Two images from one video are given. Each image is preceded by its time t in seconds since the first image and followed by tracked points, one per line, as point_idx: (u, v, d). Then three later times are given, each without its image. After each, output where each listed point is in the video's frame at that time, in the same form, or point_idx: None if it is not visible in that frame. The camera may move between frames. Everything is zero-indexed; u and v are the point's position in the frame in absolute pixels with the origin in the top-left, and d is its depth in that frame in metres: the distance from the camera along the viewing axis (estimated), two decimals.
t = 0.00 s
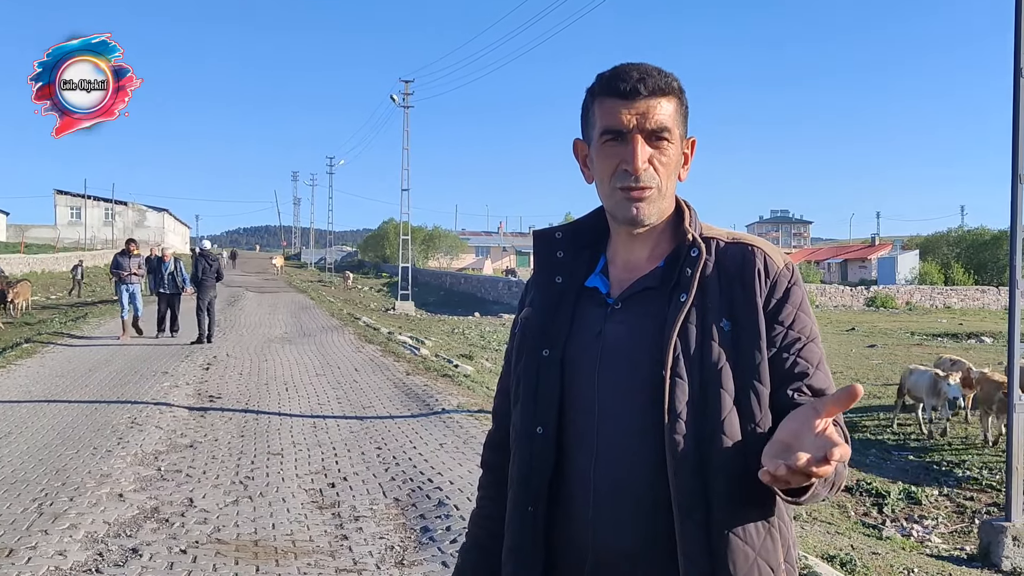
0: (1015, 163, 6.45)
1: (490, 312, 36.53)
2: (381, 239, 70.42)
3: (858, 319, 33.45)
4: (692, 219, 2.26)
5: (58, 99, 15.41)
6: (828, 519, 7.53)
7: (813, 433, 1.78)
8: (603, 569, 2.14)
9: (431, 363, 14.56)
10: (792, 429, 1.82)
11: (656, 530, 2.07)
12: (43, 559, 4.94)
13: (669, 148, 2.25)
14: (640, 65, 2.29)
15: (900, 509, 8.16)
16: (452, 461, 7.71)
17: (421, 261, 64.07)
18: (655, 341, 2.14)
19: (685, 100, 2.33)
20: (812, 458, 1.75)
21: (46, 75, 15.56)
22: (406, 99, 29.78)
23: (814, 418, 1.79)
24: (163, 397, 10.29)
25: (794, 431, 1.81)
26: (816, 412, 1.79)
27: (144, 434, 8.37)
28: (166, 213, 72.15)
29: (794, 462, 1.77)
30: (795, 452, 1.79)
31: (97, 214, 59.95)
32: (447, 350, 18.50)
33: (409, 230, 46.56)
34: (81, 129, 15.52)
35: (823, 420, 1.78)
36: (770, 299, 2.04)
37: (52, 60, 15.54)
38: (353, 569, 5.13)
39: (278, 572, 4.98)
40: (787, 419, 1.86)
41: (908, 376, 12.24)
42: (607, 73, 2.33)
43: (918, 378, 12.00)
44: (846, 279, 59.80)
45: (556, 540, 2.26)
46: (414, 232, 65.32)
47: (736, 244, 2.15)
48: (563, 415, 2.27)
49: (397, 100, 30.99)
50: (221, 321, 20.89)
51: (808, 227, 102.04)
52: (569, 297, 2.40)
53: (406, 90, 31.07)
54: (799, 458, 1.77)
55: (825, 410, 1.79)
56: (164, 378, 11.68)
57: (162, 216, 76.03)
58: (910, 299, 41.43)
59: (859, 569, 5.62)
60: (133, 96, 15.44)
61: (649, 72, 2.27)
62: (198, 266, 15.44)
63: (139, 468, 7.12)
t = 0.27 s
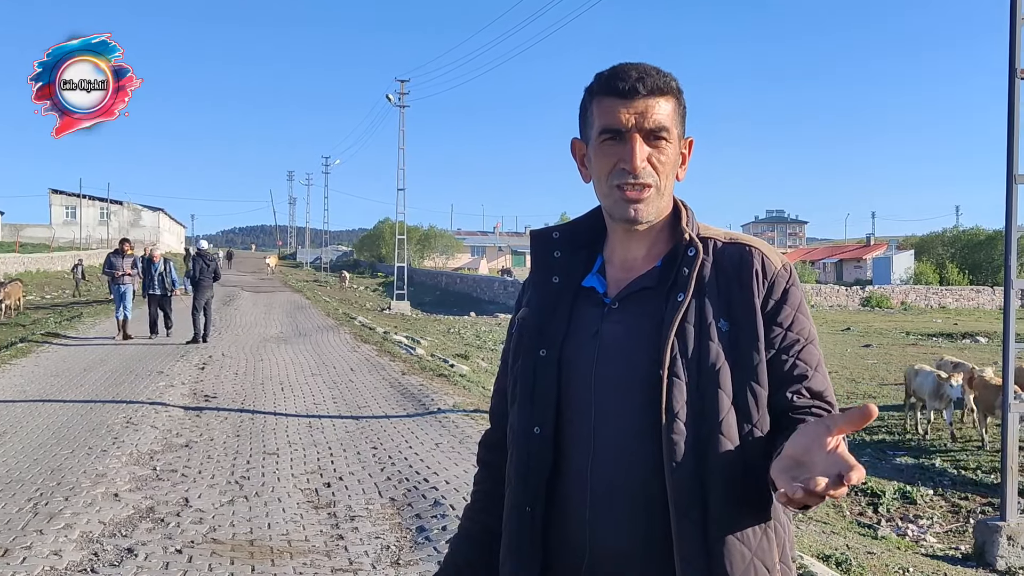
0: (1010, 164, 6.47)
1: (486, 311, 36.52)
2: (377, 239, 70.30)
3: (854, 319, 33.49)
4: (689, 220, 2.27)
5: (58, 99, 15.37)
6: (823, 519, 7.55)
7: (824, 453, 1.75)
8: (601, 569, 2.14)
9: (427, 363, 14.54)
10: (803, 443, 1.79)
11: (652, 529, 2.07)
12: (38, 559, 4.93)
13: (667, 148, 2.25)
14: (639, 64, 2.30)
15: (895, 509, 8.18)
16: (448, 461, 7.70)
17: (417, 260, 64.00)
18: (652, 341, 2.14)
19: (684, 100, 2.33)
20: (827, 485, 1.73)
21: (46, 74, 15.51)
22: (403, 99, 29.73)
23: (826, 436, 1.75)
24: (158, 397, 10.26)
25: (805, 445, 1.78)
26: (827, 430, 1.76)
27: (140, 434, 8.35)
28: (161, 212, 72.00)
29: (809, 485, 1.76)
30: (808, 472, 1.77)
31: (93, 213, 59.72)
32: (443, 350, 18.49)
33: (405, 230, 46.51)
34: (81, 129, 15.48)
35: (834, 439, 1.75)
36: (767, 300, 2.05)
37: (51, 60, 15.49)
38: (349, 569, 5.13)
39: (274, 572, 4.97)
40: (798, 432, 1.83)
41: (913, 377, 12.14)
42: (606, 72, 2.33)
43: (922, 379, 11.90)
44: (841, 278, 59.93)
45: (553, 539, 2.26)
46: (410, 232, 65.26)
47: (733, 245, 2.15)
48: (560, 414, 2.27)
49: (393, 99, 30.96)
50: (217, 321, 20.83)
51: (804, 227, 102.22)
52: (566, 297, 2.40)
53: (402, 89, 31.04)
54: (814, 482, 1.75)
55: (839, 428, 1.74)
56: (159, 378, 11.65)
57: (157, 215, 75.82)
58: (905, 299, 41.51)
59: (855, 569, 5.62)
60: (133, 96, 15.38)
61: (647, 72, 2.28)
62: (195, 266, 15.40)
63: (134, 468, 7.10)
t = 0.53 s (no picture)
0: (1006, 164, 6.48)
1: (483, 311, 36.51)
2: (373, 239, 70.23)
3: (851, 319, 33.55)
4: (687, 218, 2.26)
5: (58, 99, 15.33)
6: (820, 519, 7.55)
7: (853, 427, 1.73)
8: (599, 569, 2.13)
9: (423, 363, 14.52)
10: (829, 425, 1.78)
11: (652, 529, 2.06)
12: (33, 559, 4.91)
13: (665, 147, 2.25)
14: (637, 63, 2.29)
15: (891, 509, 8.19)
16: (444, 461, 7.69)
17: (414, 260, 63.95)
18: (651, 341, 2.13)
19: (682, 99, 2.32)
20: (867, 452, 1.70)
21: (46, 75, 15.46)
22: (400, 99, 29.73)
23: (853, 413, 1.74)
24: (154, 396, 10.23)
25: (831, 426, 1.77)
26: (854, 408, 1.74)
27: (136, 433, 8.32)
28: (156, 212, 71.84)
29: (845, 460, 1.73)
30: (842, 449, 1.75)
31: (89, 213, 59.53)
32: (439, 350, 18.47)
33: (401, 230, 46.48)
34: (81, 129, 15.42)
35: (862, 414, 1.73)
36: (768, 299, 2.04)
37: (51, 60, 15.45)
38: (345, 569, 5.11)
39: (270, 572, 4.96)
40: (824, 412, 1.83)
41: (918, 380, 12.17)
42: (604, 71, 2.32)
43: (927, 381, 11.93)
44: (838, 279, 60.06)
45: (551, 539, 2.25)
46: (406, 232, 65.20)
47: (732, 243, 2.15)
48: (557, 414, 2.26)
49: (390, 99, 30.94)
50: (213, 320, 20.79)
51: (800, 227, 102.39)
52: (564, 296, 2.39)
53: (398, 89, 31.00)
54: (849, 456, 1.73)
55: (864, 402, 1.73)
56: (155, 378, 11.61)
57: (154, 214, 75.65)
58: (901, 299, 41.60)
59: (851, 569, 5.63)
60: (133, 96, 15.34)
61: (645, 71, 2.27)
62: (193, 266, 15.35)
63: (130, 468, 7.08)
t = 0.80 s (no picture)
0: (1003, 165, 6.50)
1: (481, 311, 36.51)
2: (370, 238, 70.17)
3: (848, 319, 33.61)
4: (683, 219, 2.27)
5: (58, 99, 15.30)
6: (817, 519, 7.56)
7: (840, 448, 1.72)
8: (597, 570, 2.13)
9: (421, 363, 14.52)
10: (819, 448, 1.77)
11: (650, 529, 2.07)
12: (30, 559, 4.90)
13: (660, 147, 2.25)
14: (633, 63, 2.29)
15: (888, 509, 8.21)
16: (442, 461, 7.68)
17: (411, 260, 63.92)
18: (649, 341, 2.13)
19: (678, 99, 2.33)
20: (850, 479, 1.69)
21: (45, 75, 15.44)
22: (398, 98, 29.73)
23: (840, 433, 1.73)
24: (151, 396, 10.21)
25: (820, 444, 1.76)
26: (841, 428, 1.73)
27: (133, 433, 8.31)
28: (153, 211, 71.74)
29: (831, 483, 1.73)
30: (827, 471, 1.74)
31: (86, 212, 59.39)
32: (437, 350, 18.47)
33: (399, 229, 46.47)
34: (81, 129, 15.40)
35: (851, 436, 1.72)
36: (764, 301, 2.05)
37: (51, 60, 15.42)
38: (342, 569, 5.11)
39: (267, 572, 4.95)
40: (812, 428, 1.82)
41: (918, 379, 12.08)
42: (600, 71, 2.32)
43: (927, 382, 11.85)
44: (835, 279, 60.18)
45: (550, 540, 2.25)
46: (404, 232, 65.19)
47: (728, 244, 2.15)
48: (555, 415, 2.26)
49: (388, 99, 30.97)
50: (210, 321, 20.75)
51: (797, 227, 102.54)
52: (561, 297, 2.39)
53: (396, 89, 31.04)
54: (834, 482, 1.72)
55: (852, 425, 1.72)
56: (152, 378, 11.59)
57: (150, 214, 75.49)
58: (898, 299, 41.68)
59: (848, 569, 5.64)
60: (133, 96, 15.32)
61: (641, 71, 2.27)
62: (191, 265, 15.33)
63: (127, 468, 7.07)
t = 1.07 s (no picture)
0: (1000, 165, 6.51)
1: (479, 311, 36.51)
2: (368, 238, 70.13)
3: (846, 319, 33.66)
4: (681, 219, 2.27)
5: (58, 99, 15.28)
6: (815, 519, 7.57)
7: (837, 468, 1.72)
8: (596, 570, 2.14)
9: (419, 363, 14.52)
10: (815, 466, 1.76)
11: (648, 528, 2.07)
12: (28, 559, 4.90)
13: (659, 146, 2.26)
14: (631, 62, 2.30)
15: (885, 509, 8.22)
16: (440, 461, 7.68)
17: (409, 260, 63.91)
18: (646, 341, 2.14)
19: (676, 99, 2.34)
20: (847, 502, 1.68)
21: (46, 74, 15.42)
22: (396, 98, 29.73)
23: (837, 453, 1.72)
24: (149, 396, 10.20)
25: (816, 464, 1.75)
26: (837, 448, 1.72)
27: (131, 433, 8.31)
28: (151, 211, 71.66)
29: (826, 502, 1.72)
30: (824, 490, 1.73)
31: (83, 212, 59.26)
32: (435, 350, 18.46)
33: (397, 229, 46.46)
34: (81, 129, 15.37)
35: (847, 455, 1.71)
36: (761, 302, 2.06)
37: (51, 60, 15.41)
38: (341, 568, 5.11)
39: (266, 571, 4.95)
40: (808, 446, 1.81)
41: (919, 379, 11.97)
42: (598, 71, 2.33)
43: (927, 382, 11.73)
44: (833, 279, 60.26)
45: (549, 540, 2.26)
46: (402, 231, 65.16)
47: (726, 244, 2.16)
48: (554, 415, 2.27)
49: (386, 98, 31.01)
50: (208, 320, 20.72)
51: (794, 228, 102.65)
52: (559, 297, 2.40)
53: (393, 89, 31.07)
54: (828, 503, 1.71)
55: (847, 444, 1.71)
56: (150, 377, 11.58)
57: (148, 213, 75.40)
58: (896, 299, 41.74)
59: (846, 569, 5.64)
60: (133, 96, 15.30)
61: (640, 71, 2.28)
62: (188, 265, 15.29)
63: (125, 467, 7.07)
